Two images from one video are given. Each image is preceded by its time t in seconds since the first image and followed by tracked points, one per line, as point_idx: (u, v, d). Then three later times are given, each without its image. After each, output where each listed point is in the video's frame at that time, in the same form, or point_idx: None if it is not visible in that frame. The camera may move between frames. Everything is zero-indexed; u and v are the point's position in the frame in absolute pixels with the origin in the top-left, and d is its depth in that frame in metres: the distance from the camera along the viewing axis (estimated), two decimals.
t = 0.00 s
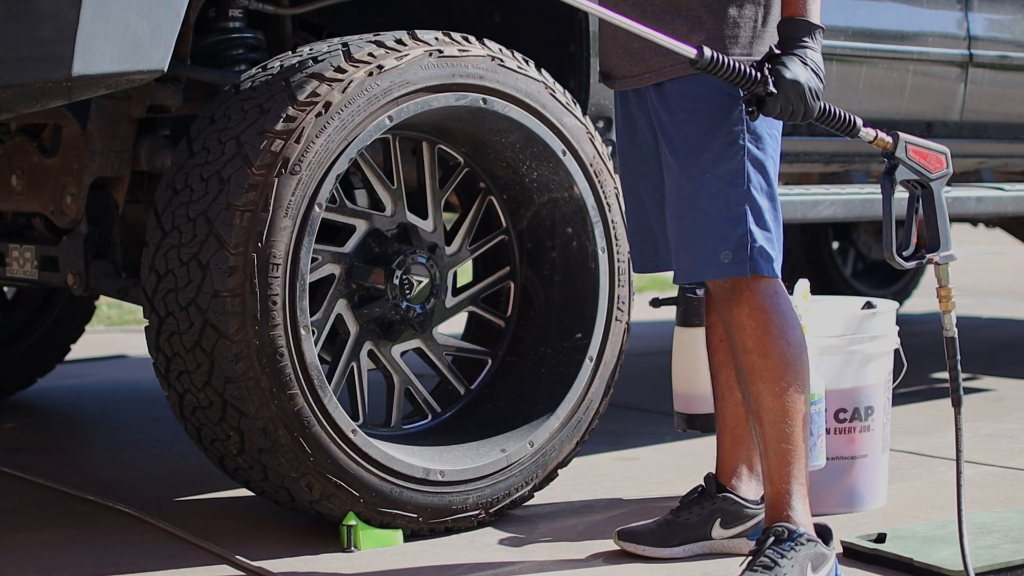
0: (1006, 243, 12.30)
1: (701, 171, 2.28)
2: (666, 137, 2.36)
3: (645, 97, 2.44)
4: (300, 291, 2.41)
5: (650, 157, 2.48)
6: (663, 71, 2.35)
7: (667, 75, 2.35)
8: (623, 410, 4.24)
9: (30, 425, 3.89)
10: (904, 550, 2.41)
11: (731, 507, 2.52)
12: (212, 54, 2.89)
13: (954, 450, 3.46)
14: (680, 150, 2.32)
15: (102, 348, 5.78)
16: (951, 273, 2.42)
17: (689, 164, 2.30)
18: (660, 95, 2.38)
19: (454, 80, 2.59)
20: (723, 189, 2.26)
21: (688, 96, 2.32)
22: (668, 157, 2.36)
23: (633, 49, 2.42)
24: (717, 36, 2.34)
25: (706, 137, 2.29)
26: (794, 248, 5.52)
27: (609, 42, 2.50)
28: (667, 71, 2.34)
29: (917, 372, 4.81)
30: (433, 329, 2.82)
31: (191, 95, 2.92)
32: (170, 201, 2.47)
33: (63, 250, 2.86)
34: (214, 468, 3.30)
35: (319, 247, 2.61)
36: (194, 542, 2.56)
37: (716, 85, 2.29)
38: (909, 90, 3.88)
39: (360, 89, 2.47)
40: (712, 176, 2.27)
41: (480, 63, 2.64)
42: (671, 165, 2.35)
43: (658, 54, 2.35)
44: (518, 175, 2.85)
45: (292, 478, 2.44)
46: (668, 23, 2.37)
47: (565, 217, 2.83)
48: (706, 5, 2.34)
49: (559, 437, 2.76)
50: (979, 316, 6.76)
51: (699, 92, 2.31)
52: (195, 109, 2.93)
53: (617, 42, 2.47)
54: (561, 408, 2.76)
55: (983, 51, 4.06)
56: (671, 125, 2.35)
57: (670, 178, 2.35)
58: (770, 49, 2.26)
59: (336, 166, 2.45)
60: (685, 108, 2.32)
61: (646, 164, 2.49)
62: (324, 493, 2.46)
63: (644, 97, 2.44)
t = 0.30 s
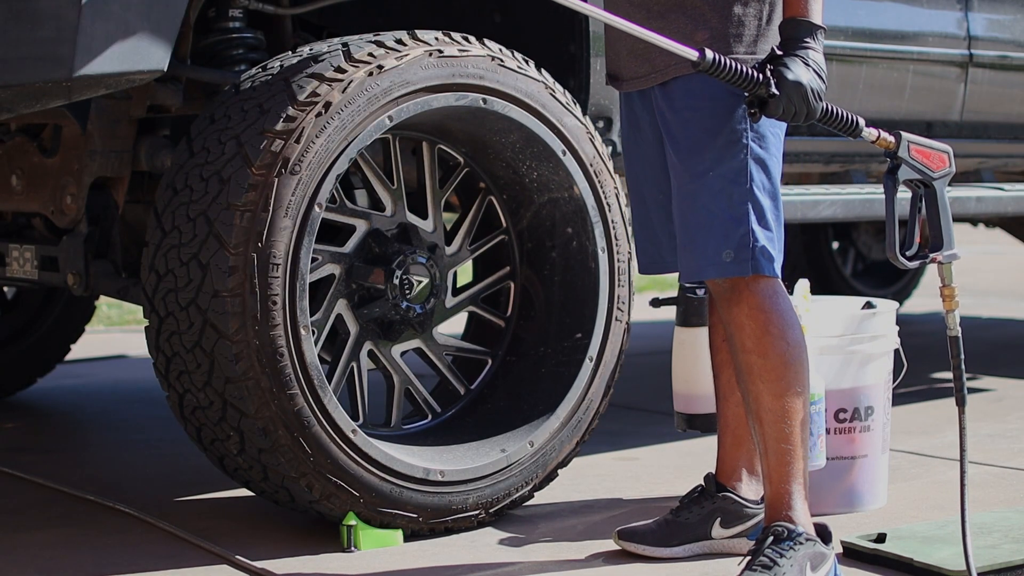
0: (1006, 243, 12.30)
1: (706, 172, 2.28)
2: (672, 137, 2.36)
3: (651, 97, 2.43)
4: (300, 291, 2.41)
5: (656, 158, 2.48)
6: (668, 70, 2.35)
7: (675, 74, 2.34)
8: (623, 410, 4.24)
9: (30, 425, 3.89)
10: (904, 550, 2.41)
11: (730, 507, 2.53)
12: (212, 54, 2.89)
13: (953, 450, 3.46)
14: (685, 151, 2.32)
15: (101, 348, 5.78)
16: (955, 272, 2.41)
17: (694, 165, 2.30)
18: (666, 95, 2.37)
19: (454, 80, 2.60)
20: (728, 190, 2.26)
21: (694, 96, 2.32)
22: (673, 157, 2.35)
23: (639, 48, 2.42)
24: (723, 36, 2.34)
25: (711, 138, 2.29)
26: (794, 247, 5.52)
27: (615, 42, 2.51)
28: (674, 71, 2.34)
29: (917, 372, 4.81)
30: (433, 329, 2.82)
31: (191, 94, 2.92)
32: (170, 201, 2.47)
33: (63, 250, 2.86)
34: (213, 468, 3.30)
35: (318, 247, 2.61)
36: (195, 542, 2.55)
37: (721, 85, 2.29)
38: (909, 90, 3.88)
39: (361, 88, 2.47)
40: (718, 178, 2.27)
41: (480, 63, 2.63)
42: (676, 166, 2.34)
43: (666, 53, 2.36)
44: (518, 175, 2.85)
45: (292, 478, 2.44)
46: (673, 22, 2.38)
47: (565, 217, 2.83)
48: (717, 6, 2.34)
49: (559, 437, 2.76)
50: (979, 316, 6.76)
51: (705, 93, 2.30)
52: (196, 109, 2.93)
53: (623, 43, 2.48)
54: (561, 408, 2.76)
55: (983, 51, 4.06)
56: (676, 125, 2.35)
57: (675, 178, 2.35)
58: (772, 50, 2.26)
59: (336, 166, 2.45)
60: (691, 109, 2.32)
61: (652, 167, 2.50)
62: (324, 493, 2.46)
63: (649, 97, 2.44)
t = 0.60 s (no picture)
0: (1006, 243, 12.30)
1: (736, 171, 2.26)
2: (694, 138, 2.32)
3: (667, 100, 2.38)
4: (300, 291, 2.41)
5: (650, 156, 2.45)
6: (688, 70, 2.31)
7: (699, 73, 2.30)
8: (623, 410, 4.24)
9: (30, 425, 3.89)
10: (904, 550, 2.41)
11: (731, 507, 2.51)
12: (212, 54, 2.89)
13: (953, 450, 3.47)
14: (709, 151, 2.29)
15: (102, 348, 5.78)
16: (962, 274, 2.42)
17: (720, 165, 2.27)
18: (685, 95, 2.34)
19: (454, 80, 2.60)
20: (759, 189, 2.25)
21: (718, 96, 2.29)
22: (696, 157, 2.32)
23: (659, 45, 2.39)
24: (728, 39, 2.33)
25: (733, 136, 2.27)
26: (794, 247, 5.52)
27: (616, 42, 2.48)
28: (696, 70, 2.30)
29: (917, 372, 4.81)
30: (433, 329, 2.82)
31: (191, 94, 2.92)
32: (170, 201, 2.47)
33: (63, 250, 2.86)
34: (213, 468, 3.30)
35: (318, 247, 2.60)
36: (194, 542, 2.55)
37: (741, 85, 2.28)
38: (909, 90, 3.88)
39: (361, 89, 2.47)
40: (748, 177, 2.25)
41: (480, 63, 2.64)
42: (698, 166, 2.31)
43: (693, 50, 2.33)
44: (518, 175, 2.85)
45: (292, 478, 2.44)
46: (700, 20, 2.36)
47: (565, 217, 2.83)
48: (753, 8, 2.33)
49: (559, 437, 2.76)
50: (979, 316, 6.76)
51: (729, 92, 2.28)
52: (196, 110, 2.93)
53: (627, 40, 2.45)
54: (561, 408, 2.76)
55: (983, 51, 4.06)
56: (698, 125, 2.31)
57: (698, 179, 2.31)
58: (784, 53, 2.25)
59: (337, 166, 2.45)
60: (715, 109, 2.29)
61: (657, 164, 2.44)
62: (324, 493, 2.46)
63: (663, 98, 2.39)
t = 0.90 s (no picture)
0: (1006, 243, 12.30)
1: (781, 192, 2.20)
2: (733, 154, 2.25)
3: (699, 111, 2.30)
4: (300, 291, 2.41)
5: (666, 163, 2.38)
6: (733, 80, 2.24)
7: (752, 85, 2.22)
8: (623, 410, 4.24)
9: (29, 425, 3.89)
10: (904, 550, 2.41)
11: (729, 511, 2.51)
12: (212, 54, 2.89)
13: (953, 450, 3.47)
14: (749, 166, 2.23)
15: (102, 348, 5.78)
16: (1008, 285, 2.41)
17: (762, 185, 2.21)
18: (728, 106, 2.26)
19: (454, 80, 2.60)
20: (801, 211, 2.20)
21: (765, 111, 2.22)
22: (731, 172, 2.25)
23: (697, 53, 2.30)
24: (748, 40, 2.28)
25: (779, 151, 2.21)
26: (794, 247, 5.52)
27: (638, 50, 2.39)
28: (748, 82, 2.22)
29: (917, 371, 4.81)
30: (433, 329, 2.82)
31: (192, 94, 2.92)
32: (170, 201, 2.47)
33: (63, 250, 2.86)
34: (213, 468, 3.30)
35: (318, 247, 2.60)
36: (194, 541, 2.55)
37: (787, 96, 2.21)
38: (909, 90, 3.88)
39: (361, 89, 2.47)
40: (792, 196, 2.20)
41: (480, 63, 2.65)
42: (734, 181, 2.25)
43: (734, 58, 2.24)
44: (518, 175, 2.85)
45: (292, 478, 2.43)
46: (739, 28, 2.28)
47: (565, 217, 2.84)
48: (798, 23, 2.25)
49: (559, 437, 2.77)
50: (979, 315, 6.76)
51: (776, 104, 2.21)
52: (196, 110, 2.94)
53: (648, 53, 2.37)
54: (561, 408, 2.77)
55: (983, 51, 4.06)
56: (736, 140, 2.24)
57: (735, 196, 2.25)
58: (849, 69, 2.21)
59: (336, 166, 2.45)
60: (761, 124, 2.22)
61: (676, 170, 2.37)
62: (324, 493, 2.46)
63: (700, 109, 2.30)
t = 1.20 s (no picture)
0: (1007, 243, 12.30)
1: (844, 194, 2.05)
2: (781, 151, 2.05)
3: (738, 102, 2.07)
4: (300, 291, 2.41)
5: (653, 136, 2.08)
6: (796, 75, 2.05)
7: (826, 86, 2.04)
8: (624, 409, 4.24)
9: (29, 425, 3.89)
10: (904, 550, 2.41)
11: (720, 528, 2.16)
12: (212, 54, 2.89)
13: (953, 450, 3.47)
14: (806, 164, 2.04)
15: (102, 348, 5.78)
16: None
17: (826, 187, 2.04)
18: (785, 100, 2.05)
19: (454, 80, 2.60)
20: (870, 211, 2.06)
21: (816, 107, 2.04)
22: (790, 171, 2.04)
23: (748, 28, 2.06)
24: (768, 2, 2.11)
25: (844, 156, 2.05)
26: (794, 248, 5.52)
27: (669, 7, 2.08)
28: (812, 78, 2.04)
29: (917, 371, 4.81)
30: (433, 329, 2.82)
31: (191, 94, 2.92)
32: (170, 201, 2.47)
33: (63, 250, 2.86)
34: (213, 468, 3.30)
35: (318, 247, 2.60)
36: (195, 542, 2.55)
37: (838, 91, 2.05)
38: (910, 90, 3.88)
39: (361, 90, 2.47)
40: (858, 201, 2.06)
41: (480, 63, 2.66)
42: (785, 177, 2.04)
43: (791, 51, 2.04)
44: (518, 175, 2.86)
45: (292, 478, 2.43)
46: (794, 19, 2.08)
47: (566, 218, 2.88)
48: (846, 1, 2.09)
49: (559, 437, 2.77)
50: (979, 316, 6.76)
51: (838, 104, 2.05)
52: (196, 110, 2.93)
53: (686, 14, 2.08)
54: (561, 408, 2.77)
55: (983, 51, 4.07)
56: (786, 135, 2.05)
57: (781, 192, 2.05)
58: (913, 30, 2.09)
59: (336, 166, 2.45)
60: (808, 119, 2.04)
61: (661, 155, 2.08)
62: (324, 493, 2.46)
63: (746, 98, 2.06)
